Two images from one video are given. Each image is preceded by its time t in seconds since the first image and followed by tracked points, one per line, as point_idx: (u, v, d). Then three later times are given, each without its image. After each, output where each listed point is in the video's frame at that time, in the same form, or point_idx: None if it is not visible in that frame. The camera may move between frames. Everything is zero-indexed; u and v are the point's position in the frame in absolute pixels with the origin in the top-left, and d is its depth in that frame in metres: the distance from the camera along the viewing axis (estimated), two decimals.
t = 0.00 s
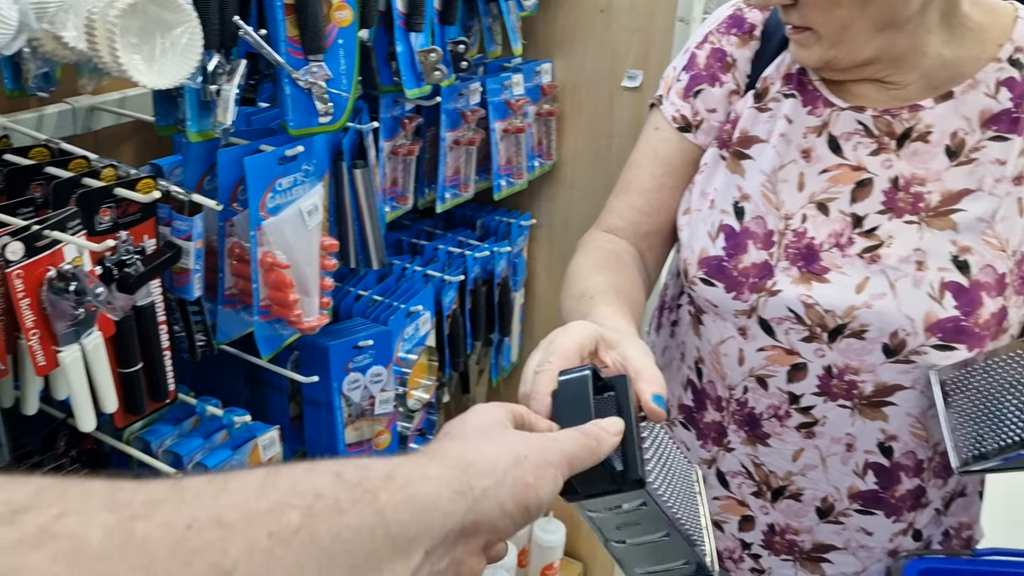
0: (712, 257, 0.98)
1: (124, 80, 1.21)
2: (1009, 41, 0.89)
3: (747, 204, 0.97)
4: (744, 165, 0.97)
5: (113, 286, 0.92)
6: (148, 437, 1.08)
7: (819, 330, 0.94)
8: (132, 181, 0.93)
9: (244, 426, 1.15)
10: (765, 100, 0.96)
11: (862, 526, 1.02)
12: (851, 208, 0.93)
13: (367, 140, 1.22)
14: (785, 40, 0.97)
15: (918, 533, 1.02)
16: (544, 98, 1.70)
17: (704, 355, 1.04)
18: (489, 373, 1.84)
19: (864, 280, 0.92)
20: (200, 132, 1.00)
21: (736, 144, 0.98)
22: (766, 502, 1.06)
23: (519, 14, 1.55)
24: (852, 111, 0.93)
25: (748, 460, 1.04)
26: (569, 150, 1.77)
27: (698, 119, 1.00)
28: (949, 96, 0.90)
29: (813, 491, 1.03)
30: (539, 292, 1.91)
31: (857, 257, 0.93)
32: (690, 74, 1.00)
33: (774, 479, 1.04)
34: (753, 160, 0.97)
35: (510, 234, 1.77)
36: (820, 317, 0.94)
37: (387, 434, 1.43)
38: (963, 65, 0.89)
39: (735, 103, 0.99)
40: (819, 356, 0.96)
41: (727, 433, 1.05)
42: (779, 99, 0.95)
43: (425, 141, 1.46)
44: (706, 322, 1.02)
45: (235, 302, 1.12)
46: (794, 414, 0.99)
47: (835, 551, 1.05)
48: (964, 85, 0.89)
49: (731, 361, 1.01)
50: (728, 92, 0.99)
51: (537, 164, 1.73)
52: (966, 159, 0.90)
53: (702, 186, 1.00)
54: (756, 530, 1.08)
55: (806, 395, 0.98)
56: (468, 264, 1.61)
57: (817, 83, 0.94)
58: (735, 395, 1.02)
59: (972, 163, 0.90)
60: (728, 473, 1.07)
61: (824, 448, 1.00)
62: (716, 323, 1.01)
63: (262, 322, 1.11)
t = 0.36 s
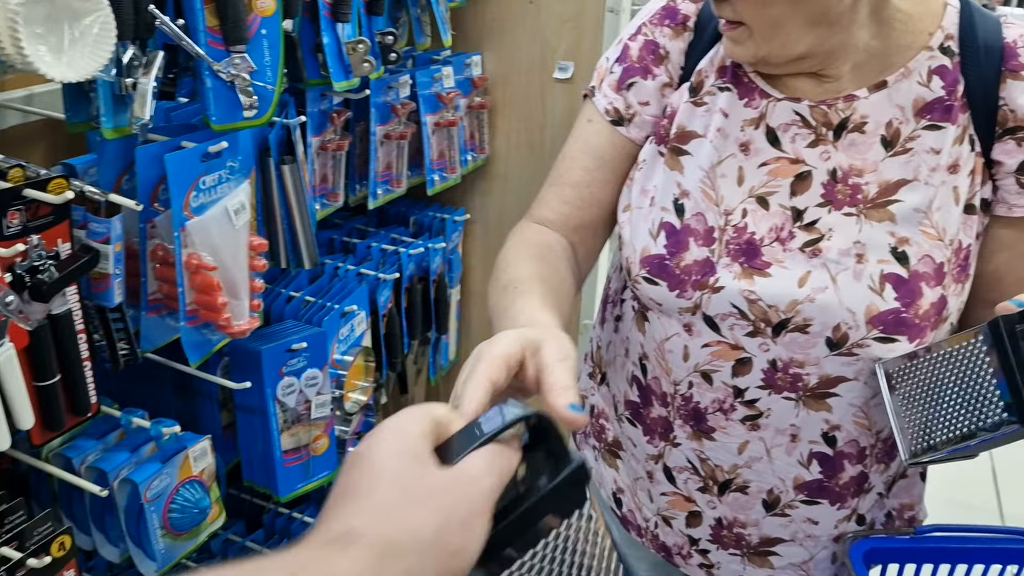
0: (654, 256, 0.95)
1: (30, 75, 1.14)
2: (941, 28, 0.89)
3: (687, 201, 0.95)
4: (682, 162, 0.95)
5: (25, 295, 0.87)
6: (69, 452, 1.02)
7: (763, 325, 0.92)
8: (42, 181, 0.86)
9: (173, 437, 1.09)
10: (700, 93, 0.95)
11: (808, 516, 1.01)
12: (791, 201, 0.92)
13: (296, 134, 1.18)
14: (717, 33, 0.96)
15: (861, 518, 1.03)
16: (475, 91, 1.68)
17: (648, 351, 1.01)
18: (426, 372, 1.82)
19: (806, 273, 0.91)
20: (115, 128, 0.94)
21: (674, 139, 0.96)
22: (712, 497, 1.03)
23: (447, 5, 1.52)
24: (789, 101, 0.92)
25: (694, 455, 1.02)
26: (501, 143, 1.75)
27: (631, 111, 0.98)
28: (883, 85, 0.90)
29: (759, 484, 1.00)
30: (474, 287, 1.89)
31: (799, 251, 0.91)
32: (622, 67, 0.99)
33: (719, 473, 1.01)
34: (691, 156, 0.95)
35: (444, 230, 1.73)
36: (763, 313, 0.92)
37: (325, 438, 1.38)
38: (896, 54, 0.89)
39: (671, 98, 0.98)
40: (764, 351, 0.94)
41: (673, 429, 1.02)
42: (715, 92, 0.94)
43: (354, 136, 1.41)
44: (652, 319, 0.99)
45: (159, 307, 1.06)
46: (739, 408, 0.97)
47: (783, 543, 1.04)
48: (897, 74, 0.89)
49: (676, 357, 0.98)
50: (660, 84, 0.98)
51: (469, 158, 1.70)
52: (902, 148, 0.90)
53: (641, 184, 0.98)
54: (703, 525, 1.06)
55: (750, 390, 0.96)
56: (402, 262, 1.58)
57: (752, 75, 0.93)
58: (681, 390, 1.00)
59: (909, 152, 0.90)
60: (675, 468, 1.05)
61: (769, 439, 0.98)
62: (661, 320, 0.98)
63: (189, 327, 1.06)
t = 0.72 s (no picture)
0: (592, 279, 0.93)
1: None
2: (895, 49, 0.79)
3: (625, 224, 0.91)
4: (623, 182, 0.91)
5: None
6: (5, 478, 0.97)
7: (696, 355, 0.89)
8: None
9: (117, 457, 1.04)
10: (643, 109, 0.90)
11: (743, 535, 0.98)
12: (731, 230, 0.86)
13: (242, 138, 1.14)
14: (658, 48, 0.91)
15: (796, 534, 1.00)
16: (428, 91, 1.65)
17: (597, 361, 0.99)
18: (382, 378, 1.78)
19: (738, 309, 0.86)
20: (48, 134, 0.89)
21: (615, 158, 0.92)
22: (654, 506, 1.01)
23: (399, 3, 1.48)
24: (733, 123, 0.85)
25: (639, 466, 0.99)
26: (456, 145, 1.72)
27: (555, 115, 0.95)
28: (831, 114, 0.81)
29: (696, 500, 0.98)
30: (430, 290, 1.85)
31: (734, 284, 0.86)
32: (560, 69, 0.94)
33: (661, 485, 0.99)
34: (631, 176, 0.90)
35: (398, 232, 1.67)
36: (695, 344, 0.88)
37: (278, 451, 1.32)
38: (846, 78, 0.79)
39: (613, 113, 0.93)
40: (698, 378, 0.91)
41: (620, 437, 1.00)
42: (657, 109, 0.88)
43: (304, 139, 1.36)
44: (596, 335, 0.98)
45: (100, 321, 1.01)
46: (677, 429, 0.95)
47: (718, 556, 1.01)
48: (847, 102, 0.80)
49: (619, 373, 0.96)
50: (594, 92, 0.94)
51: (424, 159, 1.67)
52: (847, 180, 0.83)
53: (585, 201, 0.96)
54: (647, 527, 1.03)
55: (687, 413, 0.93)
56: (357, 267, 1.54)
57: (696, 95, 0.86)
58: (625, 404, 0.97)
59: (852, 185, 0.83)
60: (623, 474, 1.02)
61: (705, 462, 0.95)
62: (603, 337, 0.97)
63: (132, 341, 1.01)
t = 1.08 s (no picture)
0: (611, 326, 1.03)
1: None
2: (916, 120, 0.87)
3: (643, 276, 1.01)
4: (641, 234, 1.01)
5: None
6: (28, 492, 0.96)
7: (706, 405, 1.00)
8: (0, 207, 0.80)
9: (139, 470, 1.03)
10: (661, 161, 0.99)
11: (748, 546, 1.12)
12: (744, 287, 0.96)
13: (260, 148, 1.13)
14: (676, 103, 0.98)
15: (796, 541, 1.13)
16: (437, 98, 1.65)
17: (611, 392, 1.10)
18: (390, 384, 1.76)
19: (750, 369, 0.97)
20: (74, 147, 0.89)
21: (635, 208, 1.02)
22: (665, 521, 1.13)
23: (410, 10, 1.48)
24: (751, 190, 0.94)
25: (650, 487, 1.11)
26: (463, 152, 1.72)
27: (556, 125, 1.01)
28: (849, 183, 0.90)
29: (705, 521, 1.10)
30: (437, 297, 1.84)
31: (746, 342, 0.97)
32: (573, 83, 0.99)
33: (671, 506, 1.11)
34: (650, 228, 1.01)
35: (407, 240, 1.69)
36: (707, 398, 0.99)
37: (295, 461, 1.32)
38: (870, 154, 0.88)
39: (629, 154, 1.02)
40: (708, 423, 1.02)
41: (634, 460, 1.11)
42: (675, 164, 0.99)
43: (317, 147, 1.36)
44: (613, 371, 1.08)
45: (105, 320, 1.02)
46: (688, 463, 1.06)
47: (723, 560, 1.14)
48: (867, 173, 0.89)
49: (634, 407, 1.07)
50: (603, 124, 1.01)
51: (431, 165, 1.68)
52: (860, 249, 0.93)
53: (605, 245, 1.05)
54: (657, 537, 1.16)
55: (697, 450, 1.04)
56: (368, 275, 1.54)
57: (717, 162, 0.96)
58: (640, 434, 1.08)
59: (864, 255, 0.93)
60: (634, 490, 1.14)
61: (714, 493, 1.07)
62: (618, 372, 1.07)
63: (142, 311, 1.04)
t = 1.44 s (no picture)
0: (587, 326, 1.05)
1: None
2: (878, 117, 0.87)
3: (618, 274, 1.03)
4: (615, 233, 1.03)
5: None
6: (12, 500, 0.95)
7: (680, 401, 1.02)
8: None
9: (125, 478, 1.02)
10: (633, 161, 1.01)
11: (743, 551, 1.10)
12: (716, 285, 0.97)
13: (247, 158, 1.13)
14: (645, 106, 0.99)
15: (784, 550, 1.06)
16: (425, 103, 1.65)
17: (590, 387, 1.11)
18: (378, 389, 1.76)
19: (723, 364, 0.99)
20: (60, 154, 0.88)
21: (608, 208, 1.04)
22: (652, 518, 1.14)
23: (398, 15, 1.48)
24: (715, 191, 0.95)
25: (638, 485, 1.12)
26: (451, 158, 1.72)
27: (530, 129, 1.04)
28: (815, 180, 0.90)
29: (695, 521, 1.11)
30: (426, 301, 1.85)
31: (720, 339, 0.98)
32: (545, 88, 1.02)
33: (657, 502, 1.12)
34: (624, 228, 1.02)
35: (395, 245, 1.69)
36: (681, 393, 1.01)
37: (283, 467, 1.32)
38: (832, 152, 0.88)
39: (603, 155, 1.04)
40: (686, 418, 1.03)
41: (619, 459, 1.12)
42: (648, 162, 1.00)
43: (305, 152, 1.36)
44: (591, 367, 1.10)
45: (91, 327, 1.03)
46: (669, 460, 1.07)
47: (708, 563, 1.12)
48: (832, 171, 0.89)
49: (613, 405, 1.09)
50: (575, 126, 1.02)
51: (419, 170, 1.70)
52: (826, 245, 0.93)
53: (581, 245, 1.07)
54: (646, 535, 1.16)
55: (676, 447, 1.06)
56: (356, 279, 1.54)
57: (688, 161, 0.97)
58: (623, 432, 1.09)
59: (830, 250, 0.93)
60: (623, 488, 1.15)
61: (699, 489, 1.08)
62: (597, 371, 1.09)
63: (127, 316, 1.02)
